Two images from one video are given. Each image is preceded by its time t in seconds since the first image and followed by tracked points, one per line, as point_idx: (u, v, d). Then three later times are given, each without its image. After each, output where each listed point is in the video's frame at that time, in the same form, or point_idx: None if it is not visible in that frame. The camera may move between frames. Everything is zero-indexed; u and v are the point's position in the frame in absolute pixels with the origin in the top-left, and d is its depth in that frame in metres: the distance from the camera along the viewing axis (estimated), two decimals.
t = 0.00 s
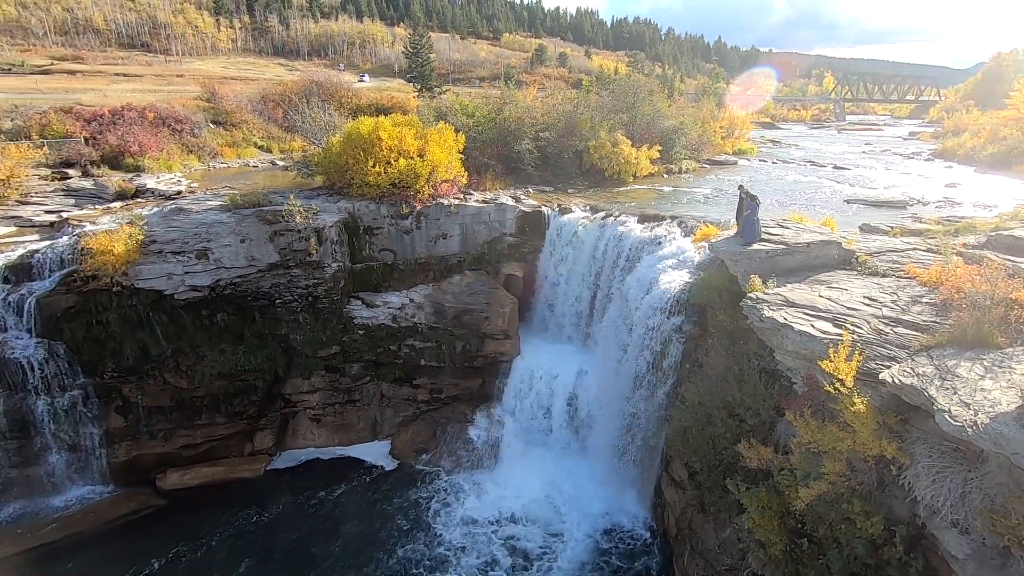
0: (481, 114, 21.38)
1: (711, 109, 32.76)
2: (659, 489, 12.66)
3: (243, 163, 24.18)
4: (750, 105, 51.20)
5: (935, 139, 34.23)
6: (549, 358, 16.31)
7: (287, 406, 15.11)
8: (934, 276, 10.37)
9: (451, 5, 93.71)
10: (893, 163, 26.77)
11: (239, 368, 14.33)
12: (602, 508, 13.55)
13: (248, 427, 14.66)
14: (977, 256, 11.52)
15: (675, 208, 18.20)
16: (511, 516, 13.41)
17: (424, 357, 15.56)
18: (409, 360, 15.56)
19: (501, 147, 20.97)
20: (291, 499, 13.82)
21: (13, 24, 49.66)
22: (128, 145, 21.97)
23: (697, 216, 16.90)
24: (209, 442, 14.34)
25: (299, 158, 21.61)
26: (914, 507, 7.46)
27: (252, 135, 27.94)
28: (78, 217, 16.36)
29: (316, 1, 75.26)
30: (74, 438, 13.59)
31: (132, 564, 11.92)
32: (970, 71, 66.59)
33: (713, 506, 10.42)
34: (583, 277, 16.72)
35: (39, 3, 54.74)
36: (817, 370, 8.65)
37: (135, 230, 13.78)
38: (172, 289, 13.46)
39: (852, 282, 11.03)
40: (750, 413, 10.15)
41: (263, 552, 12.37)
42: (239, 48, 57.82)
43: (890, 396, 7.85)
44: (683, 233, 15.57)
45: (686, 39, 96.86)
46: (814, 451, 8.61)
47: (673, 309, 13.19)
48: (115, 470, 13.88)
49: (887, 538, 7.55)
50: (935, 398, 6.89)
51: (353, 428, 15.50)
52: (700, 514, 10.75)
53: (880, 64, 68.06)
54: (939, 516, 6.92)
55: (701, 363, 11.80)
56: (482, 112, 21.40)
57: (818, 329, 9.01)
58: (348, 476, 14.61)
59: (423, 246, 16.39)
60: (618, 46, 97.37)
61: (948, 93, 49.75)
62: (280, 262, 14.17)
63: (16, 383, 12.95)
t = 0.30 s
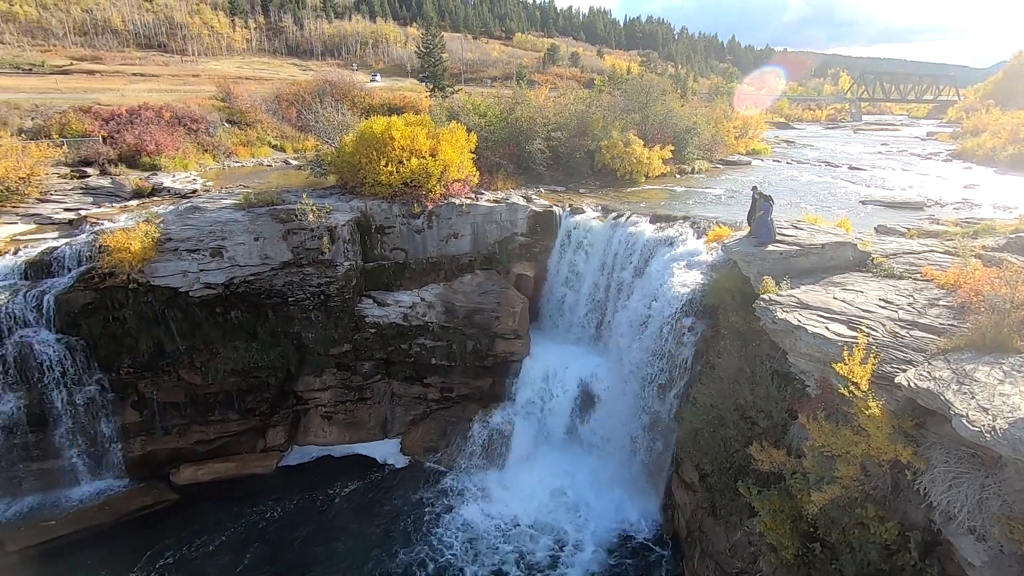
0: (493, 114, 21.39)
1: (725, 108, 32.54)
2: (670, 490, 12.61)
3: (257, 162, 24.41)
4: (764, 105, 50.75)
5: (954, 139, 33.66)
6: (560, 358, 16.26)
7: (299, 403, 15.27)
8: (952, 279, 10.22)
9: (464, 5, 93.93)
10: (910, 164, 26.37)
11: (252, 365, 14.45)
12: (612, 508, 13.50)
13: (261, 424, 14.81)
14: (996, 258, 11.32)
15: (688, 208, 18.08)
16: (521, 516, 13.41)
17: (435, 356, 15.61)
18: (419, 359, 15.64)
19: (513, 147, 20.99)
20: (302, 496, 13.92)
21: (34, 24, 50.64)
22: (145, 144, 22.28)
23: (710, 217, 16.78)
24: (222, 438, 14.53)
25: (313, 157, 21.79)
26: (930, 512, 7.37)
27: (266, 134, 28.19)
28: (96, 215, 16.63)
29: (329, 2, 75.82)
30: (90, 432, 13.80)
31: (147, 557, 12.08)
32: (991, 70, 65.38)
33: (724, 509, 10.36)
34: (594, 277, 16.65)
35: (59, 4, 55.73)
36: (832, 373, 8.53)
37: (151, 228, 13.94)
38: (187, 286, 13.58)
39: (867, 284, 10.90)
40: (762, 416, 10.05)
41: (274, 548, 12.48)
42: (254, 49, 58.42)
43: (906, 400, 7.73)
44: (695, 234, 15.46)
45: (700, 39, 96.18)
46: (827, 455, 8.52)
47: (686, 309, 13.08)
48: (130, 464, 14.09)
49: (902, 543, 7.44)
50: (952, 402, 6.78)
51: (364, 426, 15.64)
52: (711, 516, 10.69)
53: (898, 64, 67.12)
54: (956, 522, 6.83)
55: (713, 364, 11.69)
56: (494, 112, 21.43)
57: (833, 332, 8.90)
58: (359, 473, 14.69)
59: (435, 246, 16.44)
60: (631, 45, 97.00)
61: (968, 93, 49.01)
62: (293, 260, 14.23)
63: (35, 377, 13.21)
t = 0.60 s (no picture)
0: (505, 114, 21.43)
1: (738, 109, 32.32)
2: (680, 492, 12.53)
3: (270, 162, 24.65)
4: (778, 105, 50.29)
5: (973, 139, 33.12)
6: (570, 359, 16.25)
7: (310, 401, 15.36)
8: (969, 282, 10.05)
9: (476, 5, 94.18)
10: (927, 164, 26.00)
11: (265, 362, 14.60)
12: (623, 510, 13.42)
13: (273, 421, 14.93)
14: (1016, 261, 11.13)
15: (700, 209, 17.97)
16: (530, 516, 13.39)
17: (445, 355, 15.65)
18: (430, 358, 15.68)
19: (524, 147, 21.00)
20: (312, 494, 14.00)
21: (53, 26, 51.89)
22: (161, 144, 22.59)
23: (723, 218, 16.65)
24: (235, 435, 14.67)
25: (325, 157, 21.95)
26: (945, 519, 7.26)
27: (280, 134, 28.46)
28: (113, 213, 16.90)
29: (343, 3, 76.37)
30: (105, 428, 13.98)
31: (161, 551, 12.23)
32: (1011, 69, 64.25)
33: (735, 512, 10.28)
34: (605, 277, 16.61)
35: (79, 7, 56.77)
36: (846, 375, 8.44)
37: (167, 226, 14.13)
38: (201, 284, 13.76)
39: (883, 287, 10.76)
40: (775, 419, 9.97)
41: (285, 544, 12.57)
42: (268, 49, 59.02)
43: (922, 404, 7.62)
44: (707, 235, 15.36)
45: (713, 39, 95.56)
46: (841, 459, 8.42)
47: (697, 310, 13.01)
48: (145, 460, 14.27)
49: (917, 550, 7.32)
50: (970, 407, 6.67)
51: (374, 424, 15.69)
52: (722, 519, 10.61)
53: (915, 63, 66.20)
54: (973, 529, 6.72)
55: (724, 366, 11.60)
56: (505, 112, 21.46)
57: (847, 334, 8.81)
58: (369, 471, 14.76)
59: (446, 245, 16.49)
60: (643, 45, 96.67)
61: (988, 93, 48.26)
62: (305, 259, 14.41)
63: (53, 373, 13.42)
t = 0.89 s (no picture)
0: (516, 114, 21.46)
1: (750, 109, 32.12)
2: (690, 494, 12.45)
3: (282, 162, 24.85)
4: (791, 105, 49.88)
5: (990, 139, 32.63)
6: (580, 360, 16.20)
7: (321, 399, 15.45)
8: (987, 284, 9.89)
9: (488, 6, 94.30)
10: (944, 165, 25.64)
11: (276, 361, 14.72)
12: (633, 511, 13.35)
13: (284, 419, 15.04)
14: None
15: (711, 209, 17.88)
16: (539, 517, 13.37)
17: (455, 355, 15.69)
18: (440, 357, 15.72)
19: (535, 148, 21.01)
20: (323, 491, 14.08)
21: (71, 28, 52.96)
22: (175, 144, 22.86)
23: (734, 219, 16.55)
24: (247, 432, 14.78)
25: (337, 157, 22.11)
26: (961, 524, 7.16)
27: (292, 134, 28.67)
28: (128, 212, 17.14)
29: (355, 4, 76.87)
30: (120, 424, 14.15)
31: (174, 546, 12.36)
32: None
33: (745, 515, 10.21)
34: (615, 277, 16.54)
35: (96, 9, 57.69)
36: (859, 378, 8.35)
37: (181, 225, 14.30)
38: (214, 283, 13.93)
39: (897, 288, 10.64)
40: (786, 421, 9.89)
41: (296, 541, 12.65)
42: (281, 50, 59.52)
43: (937, 408, 7.51)
44: (719, 236, 15.27)
45: (725, 39, 94.95)
46: (854, 462, 8.33)
47: (708, 311, 12.91)
48: (158, 456, 14.44)
49: (931, 556, 7.22)
50: (986, 411, 6.56)
51: (384, 422, 15.77)
52: (732, 522, 10.55)
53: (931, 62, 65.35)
54: (989, 535, 6.62)
55: (735, 368, 11.53)
56: (516, 113, 21.48)
57: (860, 337, 8.73)
58: (379, 470, 14.82)
59: (456, 245, 16.52)
60: (654, 45, 96.30)
61: (1005, 93, 47.55)
62: (317, 259, 14.53)
63: (69, 370, 13.63)
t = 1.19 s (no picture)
0: (526, 114, 21.48)
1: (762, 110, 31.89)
2: (700, 497, 12.38)
3: (294, 162, 25.05)
4: (804, 105, 49.48)
5: (1008, 140, 32.16)
6: (589, 360, 16.16)
7: (331, 398, 15.54)
8: (1004, 287, 9.75)
9: (499, 6, 94.44)
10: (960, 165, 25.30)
11: (287, 359, 14.83)
12: (642, 512, 13.31)
13: (294, 417, 15.14)
14: None
15: (722, 210, 17.79)
16: (547, 518, 13.35)
17: (464, 355, 15.73)
18: (449, 357, 15.76)
19: (545, 148, 21.01)
20: (333, 490, 14.16)
21: (88, 30, 53.84)
22: (189, 144, 23.11)
23: (746, 219, 16.45)
24: (258, 430, 14.89)
25: (348, 157, 22.25)
26: (977, 530, 7.05)
27: (304, 134, 28.89)
28: (143, 211, 17.35)
29: (367, 5, 77.34)
30: (133, 420, 14.31)
31: (186, 542, 12.48)
32: None
33: (756, 518, 10.14)
34: (625, 278, 16.47)
35: (112, 12, 58.54)
36: (872, 381, 8.24)
37: (194, 224, 14.45)
38: (227, 281, 14.09)
39: (912, 291, 10.52)
40: (798, 424, 9.81)
41: (306, 539, 12.74)
42: (293, 51, 60.00)
43: (952, 411, 7.40)
44: (730, 237, 15.17)
45: (737, 39, 94.38)
46: (866, 466, 8.24)
47: (719, 313, 12.81)
48: (171, 452, 14.59)
49: (945, 561, 7.14)
50: (1003, 415, 6.46)
51: (393, 422, 15.83)
52: (742, 524, 10.47)
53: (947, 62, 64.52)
54: (1005, 541, 6.52)
55: (746, 370, 11.45)
56: (526, 113, 21.49)
57: (874, 339, 8.65)
58: (388, 468, 14.88)
59: (466, 245, 16.55)
60: (665, 45, 95.94)
61: None
62: (328, 258, 14.65)
63: (85, 366, 13.84)
